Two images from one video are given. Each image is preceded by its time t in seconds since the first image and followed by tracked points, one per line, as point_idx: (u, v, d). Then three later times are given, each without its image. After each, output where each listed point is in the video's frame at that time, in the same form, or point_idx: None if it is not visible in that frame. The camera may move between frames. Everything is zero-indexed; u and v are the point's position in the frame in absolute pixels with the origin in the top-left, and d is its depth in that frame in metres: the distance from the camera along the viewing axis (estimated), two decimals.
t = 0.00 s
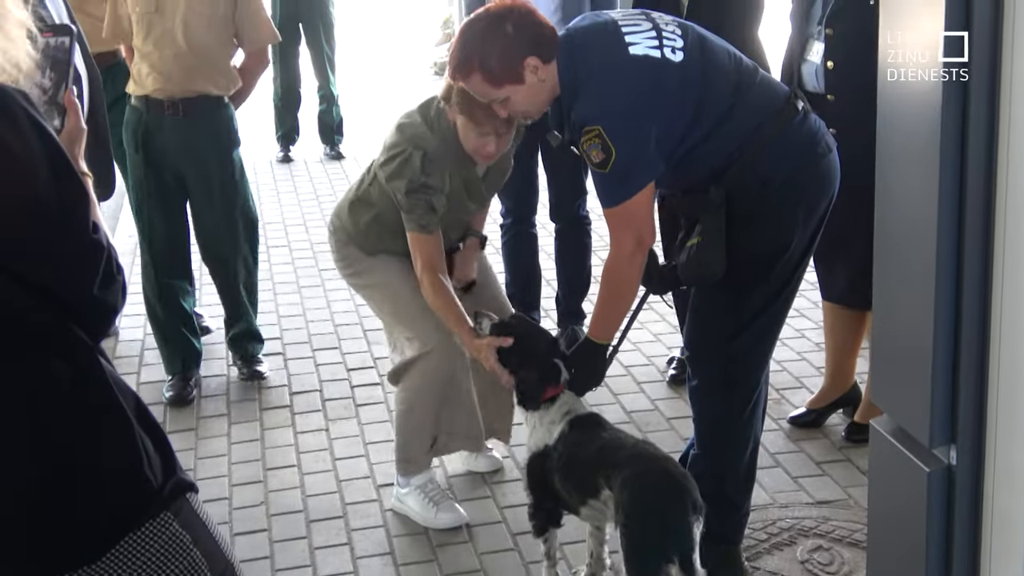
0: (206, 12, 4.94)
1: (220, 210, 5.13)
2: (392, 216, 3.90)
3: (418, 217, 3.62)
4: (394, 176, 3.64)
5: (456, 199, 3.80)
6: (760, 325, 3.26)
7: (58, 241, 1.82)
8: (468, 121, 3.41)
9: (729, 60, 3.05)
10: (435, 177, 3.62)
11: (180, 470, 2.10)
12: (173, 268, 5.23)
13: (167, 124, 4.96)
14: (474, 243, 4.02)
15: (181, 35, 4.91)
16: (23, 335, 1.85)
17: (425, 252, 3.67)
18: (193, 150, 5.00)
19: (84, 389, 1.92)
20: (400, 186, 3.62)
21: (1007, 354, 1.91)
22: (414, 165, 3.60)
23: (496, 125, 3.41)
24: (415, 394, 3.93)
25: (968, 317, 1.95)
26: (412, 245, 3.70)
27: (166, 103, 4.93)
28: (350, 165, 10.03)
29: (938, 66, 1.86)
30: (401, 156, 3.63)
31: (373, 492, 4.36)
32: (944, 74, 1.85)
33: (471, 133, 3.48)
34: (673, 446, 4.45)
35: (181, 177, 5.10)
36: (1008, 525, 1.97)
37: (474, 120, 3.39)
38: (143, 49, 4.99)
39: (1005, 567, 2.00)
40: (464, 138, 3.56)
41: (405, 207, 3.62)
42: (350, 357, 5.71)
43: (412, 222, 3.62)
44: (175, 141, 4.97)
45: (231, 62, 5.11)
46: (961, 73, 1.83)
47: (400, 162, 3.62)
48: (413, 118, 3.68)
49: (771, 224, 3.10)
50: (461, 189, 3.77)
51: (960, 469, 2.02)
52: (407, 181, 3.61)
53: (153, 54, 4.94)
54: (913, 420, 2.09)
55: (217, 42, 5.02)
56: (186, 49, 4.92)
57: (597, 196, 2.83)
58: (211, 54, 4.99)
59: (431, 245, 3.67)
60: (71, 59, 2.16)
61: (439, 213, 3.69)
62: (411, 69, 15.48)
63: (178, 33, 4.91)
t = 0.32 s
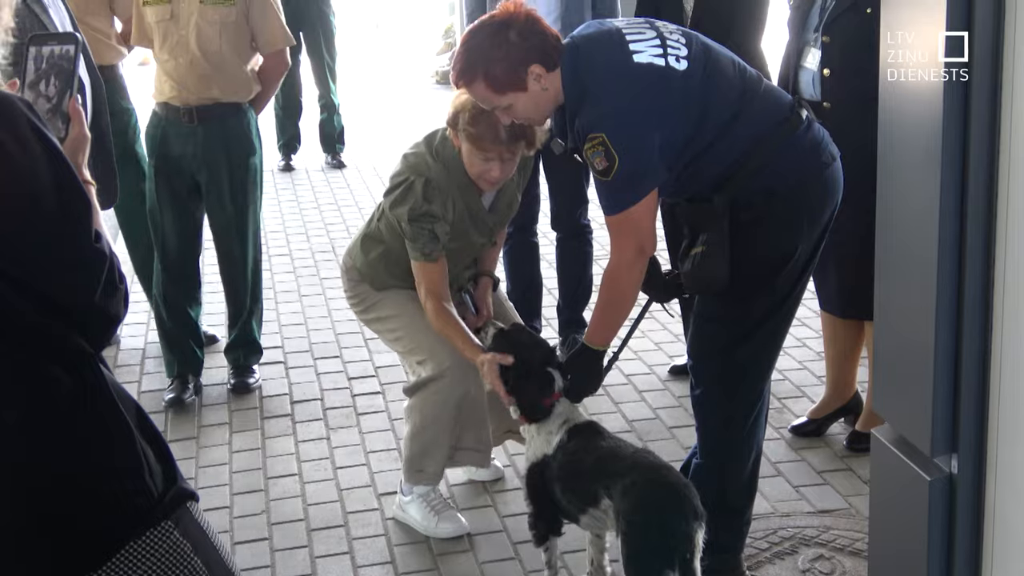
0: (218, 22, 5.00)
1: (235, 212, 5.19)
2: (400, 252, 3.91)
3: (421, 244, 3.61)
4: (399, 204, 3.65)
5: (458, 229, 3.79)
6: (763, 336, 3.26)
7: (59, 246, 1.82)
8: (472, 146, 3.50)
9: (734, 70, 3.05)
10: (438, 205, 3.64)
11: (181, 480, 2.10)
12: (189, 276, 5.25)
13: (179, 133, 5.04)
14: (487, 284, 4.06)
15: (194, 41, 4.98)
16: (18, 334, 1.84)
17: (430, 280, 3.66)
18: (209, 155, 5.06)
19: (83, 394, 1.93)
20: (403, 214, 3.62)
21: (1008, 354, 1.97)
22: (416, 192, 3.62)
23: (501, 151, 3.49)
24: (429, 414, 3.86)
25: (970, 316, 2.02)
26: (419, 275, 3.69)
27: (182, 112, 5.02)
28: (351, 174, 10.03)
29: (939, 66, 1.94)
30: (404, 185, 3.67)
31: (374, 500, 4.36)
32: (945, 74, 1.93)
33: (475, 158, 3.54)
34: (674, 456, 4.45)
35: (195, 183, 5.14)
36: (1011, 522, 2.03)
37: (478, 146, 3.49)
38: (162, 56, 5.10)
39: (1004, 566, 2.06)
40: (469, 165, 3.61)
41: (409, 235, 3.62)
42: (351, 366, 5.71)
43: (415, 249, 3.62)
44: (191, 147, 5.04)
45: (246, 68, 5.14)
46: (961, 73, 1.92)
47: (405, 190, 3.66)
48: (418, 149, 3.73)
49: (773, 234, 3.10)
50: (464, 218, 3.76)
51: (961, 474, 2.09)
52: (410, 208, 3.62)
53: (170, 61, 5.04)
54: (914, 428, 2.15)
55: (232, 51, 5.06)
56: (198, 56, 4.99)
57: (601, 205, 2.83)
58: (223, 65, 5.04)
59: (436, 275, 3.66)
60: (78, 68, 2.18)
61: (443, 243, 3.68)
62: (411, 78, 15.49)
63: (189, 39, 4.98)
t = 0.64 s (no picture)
0: (234, 30, 5.00)
1: (249, 217, 5.20)
2: (403, 264, 3.94)
3: (424, 258, 3.62)
4: (400, 219, 3.67)
5: (460, 243, 3.79)
6: (766, 342, 3.26)
7: (61, 252, 1.83)
8: (478, 166, 3.50)
9: (736, 76, 3.06)
10: (439, 219, 3.64)
11: (184, 486, 2.10)
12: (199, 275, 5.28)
13: (196, 136, 5.04)
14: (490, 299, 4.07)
15: (210, 48, 5.00)
16: (19, 336, 1.84)
17: (436, 298, 3.67)
18: (225, 161, 5.06)
19: (84, 398, 1.93)
20: (404, 229, 3.64)
21: (1009, 358, 1.98)
22: (419, 208, 3.63)
23: (506, 170, 3.49)
24: (431, 420, 3.84)
25: (972, 322, 2.02)
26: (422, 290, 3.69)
27: (198, 115, 5.03)
28: (352, 181, 10.04)
29: (938, 67, 1.95)
30: (405, 201, 3.69)
31: (375, 507, 4.36)
32: (945, 74, 1.93)
33: (479, 177, 3.56)
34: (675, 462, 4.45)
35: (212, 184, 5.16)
36: (1012, 528, 2.03)
37: (484, 166, 3.48)
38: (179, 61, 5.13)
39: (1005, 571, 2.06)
40: (471, 184, 3.63)
41: (410, 250, 3.63)
42: (352, 373, 5.71)
43: (417, 264, 3.62)
44: (207, 152, 5.04)
45: (262, 73, 5.14)
46: (961, 73, 1.92)
47: (405, 206, 3.67)
48: (420, 162, 3.74)
49: (775, 241, 3.11)
50: (466, 232, 3.75)
51: (961, 481, 2.09)
52: (411, 223, 3.63)
53: (185, 67, 5.07)
54: (915, 434, 2.16)
55: (249, 61, 5.08)
56: (213, 64, 5.01)
57: (603, 211, 2.82)
58: (238, 73, 5.05)
59: (440, 291, 3.67)
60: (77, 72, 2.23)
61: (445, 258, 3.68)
62: (411, 85, 15.51)
63: (206, 47, 5.01)
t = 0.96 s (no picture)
0: (239, 36, 5.02)
1: (250, 222, 5.19)
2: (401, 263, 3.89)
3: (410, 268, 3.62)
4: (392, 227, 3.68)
5: (455, 246, 3.77)
6: (767, 348, 3.26)
7: (63, 258, 1.83)
8: (477, 172, 3.49)
9: (739, 82, 3.05)
10: (430, 227, 3.65)
11: (185, 491, 2.10)
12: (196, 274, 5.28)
13: (199, 139, 5.04)
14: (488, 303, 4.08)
15: (214, 53, 5.03)
16: (19, 340, 1.84)
17: (419, 303, 3.68)
18: (227, 165, 5.06)
19: (89, 401, 1.93)
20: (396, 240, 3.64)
21: (1009, 362, 1.98)
22: (409, 215, 3.65)
23: (507, 177, 3.49)
24: (430, 425, 3.83)
25: (972, 326, 2.02)
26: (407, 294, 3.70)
27: (201, 118, 5.04)
28: (352, 186, 10.06)
29: (938, 67, 1.95)
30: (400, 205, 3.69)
31: (375, 512, 4.36)
32: (945, 74, 1.93)
33: (479, 182, 3.54)
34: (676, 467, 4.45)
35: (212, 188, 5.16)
36: (1012, 532, 2.03)
37: (484, 173, 3.48)
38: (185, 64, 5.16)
39: None
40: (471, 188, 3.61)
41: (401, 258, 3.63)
42: (352, 378, 5.71)
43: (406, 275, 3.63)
44: (210, 156, 5.04)
45: (265, 79, 5.14)
46: (961, 73, 1.92)
47: (400, 210, 3.68)
48: (419, 164, 3.74)
49: (777, 247, 3.11)
50: (461, 237, 3.74)
51: (962, 486, 2.09)
52: (403, 233, 3.64)
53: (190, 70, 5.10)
54: (915, 439, 2.16)
55: (253, 67, 5.09)
56: (217, 68, 5.03)
57: (604, 216, 2.82)
58: (242, 78, 5.06)
59: (425, 298, 3.67)
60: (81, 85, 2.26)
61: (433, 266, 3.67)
62: (411, 90, 15.53)
63: (212, 52, 5.03)
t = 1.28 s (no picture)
0: (235, 37, 5.04)
1: (245, 227, 5.20)
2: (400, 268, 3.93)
3: (416, 266, 3.62)
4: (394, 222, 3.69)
5: (456, 246, 3.79)
6: (767, 354, 3.26)
7: (63, 259, 1.83)
8: (476, 171, 3.50)
9: (740, 87, 3.05)
10: (432, 224, 3.64)
11: (186, 495, 2.11)
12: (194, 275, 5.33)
13: (195, 143, 5.12)
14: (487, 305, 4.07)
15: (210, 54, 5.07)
16: (19, 341, 1.84)
17: (426, 302, 3.68)
18: (220, 167, 5.11)
19: (90, 402, 1.93)
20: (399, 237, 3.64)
21: (1009, 364, 1.98)
22: (411, 210, 3.64)
23: (505, 174, 3.49)
24: (428, 428, 3.83)
25: (972, 329, 2.02)
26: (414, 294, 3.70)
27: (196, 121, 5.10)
28: (352, 190, 10.06)
29: (938, 67, 1.95)
30: (399, 204, 3.70)
31: (375, 516, 4.36)
32: (945, 74, 1.93)
33: (478, 181, 3.54)
34: (676, 471, 4.45)
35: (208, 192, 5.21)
36: (1012, 536, 2.03)
37: (483, 170, 3.49)
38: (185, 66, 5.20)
39: None
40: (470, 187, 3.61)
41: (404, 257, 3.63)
42: (351, 382, 5.71)
43: (410, 272, 3.63)
44: (204, 159, 5.11)
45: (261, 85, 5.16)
46: (961, 73, 1.92)
47: (400, 209, 3.68)
48: (418, 164, 3.75)
49: (778, 253, 3.11)
50: (460, 238, 3.75)
51: (962, 491, 2.09)
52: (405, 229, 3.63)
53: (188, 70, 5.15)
54: (916, 442, 2.16)
55: (248, 69, 5.10)
56: (213, 68, 5.07)
57: (603, 220, 2.82)
58: (237, 82, 5.08)
59: (431, 296, 3.67)
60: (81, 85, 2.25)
61: (440, 264, 3.67)
62: (412, 95, 15.53)
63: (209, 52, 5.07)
